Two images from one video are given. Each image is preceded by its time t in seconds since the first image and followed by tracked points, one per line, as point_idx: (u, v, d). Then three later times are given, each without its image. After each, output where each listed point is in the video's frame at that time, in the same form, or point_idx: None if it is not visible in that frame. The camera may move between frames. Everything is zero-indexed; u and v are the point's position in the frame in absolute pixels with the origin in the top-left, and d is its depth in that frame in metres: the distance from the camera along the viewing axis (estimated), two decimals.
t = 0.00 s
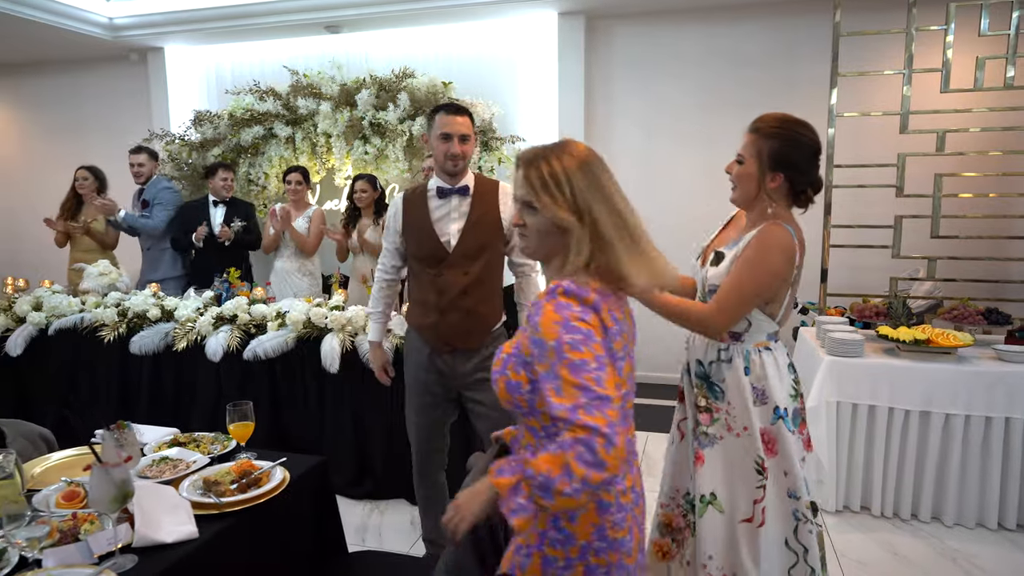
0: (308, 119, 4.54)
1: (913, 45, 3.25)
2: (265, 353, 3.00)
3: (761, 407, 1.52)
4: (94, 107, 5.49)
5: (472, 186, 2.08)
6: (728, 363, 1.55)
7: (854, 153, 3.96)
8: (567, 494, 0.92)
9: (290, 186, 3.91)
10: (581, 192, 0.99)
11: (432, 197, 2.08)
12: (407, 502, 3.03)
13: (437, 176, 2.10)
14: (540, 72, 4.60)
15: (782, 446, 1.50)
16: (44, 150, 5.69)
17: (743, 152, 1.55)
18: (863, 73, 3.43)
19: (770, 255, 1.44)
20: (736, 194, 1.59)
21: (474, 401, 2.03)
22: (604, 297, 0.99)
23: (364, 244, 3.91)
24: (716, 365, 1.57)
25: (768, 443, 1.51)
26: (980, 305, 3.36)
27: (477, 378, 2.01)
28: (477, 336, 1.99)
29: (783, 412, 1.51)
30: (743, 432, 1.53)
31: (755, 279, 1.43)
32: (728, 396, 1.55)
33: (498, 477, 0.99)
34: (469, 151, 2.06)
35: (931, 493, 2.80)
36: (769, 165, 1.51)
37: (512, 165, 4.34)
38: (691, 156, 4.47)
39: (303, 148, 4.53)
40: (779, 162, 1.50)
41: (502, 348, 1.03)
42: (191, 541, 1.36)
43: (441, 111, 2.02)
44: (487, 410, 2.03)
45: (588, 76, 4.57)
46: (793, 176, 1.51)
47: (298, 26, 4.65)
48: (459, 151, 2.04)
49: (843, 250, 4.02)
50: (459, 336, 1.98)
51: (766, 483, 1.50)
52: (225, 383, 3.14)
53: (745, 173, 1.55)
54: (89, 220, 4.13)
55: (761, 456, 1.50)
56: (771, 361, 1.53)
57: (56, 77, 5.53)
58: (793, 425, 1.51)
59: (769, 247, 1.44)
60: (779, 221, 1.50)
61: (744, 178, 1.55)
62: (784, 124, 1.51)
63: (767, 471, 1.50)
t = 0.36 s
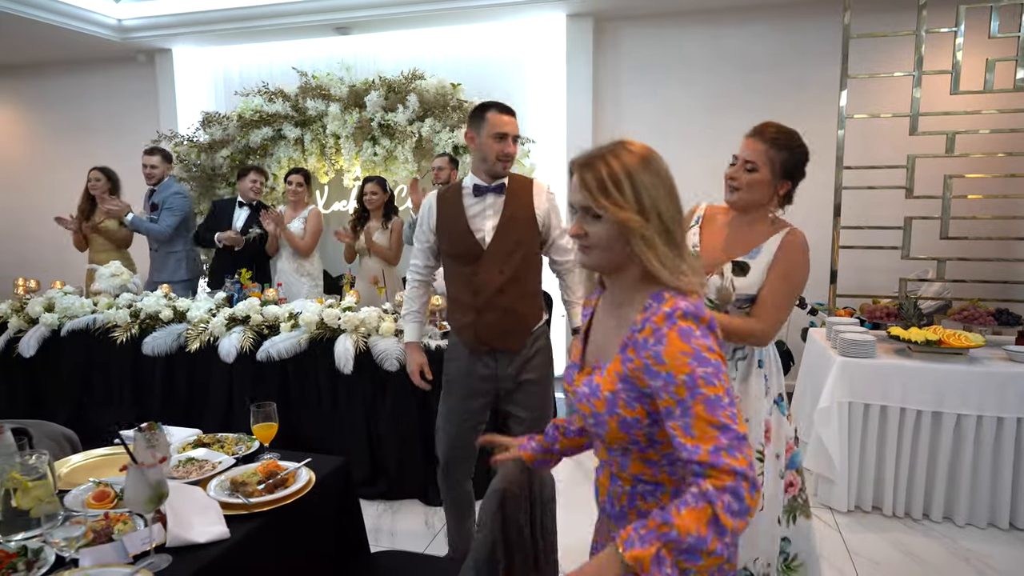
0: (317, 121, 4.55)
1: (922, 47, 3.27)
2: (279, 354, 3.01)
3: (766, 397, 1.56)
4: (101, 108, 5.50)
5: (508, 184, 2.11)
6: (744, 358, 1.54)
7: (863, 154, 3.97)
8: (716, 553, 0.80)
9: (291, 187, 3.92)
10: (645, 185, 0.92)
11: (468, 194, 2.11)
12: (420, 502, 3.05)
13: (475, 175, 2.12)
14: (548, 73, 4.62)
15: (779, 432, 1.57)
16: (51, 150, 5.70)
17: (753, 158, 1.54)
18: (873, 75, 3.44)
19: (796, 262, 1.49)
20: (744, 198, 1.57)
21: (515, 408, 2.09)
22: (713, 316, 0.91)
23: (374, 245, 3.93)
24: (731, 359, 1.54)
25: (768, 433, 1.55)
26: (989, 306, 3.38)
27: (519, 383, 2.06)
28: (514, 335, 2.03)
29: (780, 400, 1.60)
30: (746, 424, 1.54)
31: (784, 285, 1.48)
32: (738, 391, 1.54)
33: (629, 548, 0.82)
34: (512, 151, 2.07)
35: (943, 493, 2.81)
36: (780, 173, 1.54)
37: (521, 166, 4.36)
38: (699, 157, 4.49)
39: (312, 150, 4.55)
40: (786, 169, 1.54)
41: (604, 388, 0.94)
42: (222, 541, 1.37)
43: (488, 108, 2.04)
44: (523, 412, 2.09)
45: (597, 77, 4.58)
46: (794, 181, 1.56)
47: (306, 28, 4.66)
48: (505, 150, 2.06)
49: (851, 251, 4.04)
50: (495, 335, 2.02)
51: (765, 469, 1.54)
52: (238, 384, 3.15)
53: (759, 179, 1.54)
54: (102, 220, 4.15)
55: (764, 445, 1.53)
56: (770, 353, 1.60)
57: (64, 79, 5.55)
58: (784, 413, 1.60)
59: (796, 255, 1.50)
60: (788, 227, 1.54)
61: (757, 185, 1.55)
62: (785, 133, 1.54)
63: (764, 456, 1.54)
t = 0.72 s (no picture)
0: (321, 123, 4.56)
1: (926, 50, 3.28)
2: (287, 356, 3.04)
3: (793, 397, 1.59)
4: (105, 109, 5.50)
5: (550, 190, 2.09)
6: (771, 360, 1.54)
7: (865, 156, 3.99)
8: None
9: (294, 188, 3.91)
10: (664, 220, 0.81)
11: (507, 197, 2.09)
12: (427, 503, 3.07)
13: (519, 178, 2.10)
14: (552, 75, 4.63)
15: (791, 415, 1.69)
16: (55, 152, 5.71)
17: (734, 161, 1.57)
18: (877, 78, 3.46)
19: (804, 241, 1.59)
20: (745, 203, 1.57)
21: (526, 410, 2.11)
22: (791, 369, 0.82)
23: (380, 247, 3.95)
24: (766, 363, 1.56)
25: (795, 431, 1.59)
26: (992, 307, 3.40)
27: (533, 386, 2.09)
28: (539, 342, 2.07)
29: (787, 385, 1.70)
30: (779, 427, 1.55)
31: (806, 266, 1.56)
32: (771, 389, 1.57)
33: None
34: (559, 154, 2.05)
35: (947, 493, 2.82)
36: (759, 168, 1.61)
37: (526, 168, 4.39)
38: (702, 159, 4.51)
39: (316, 152, 4.55)
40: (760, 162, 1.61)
41: (674, 440, 0.89)
42: (240, 543, 1.38)
43: (538, 111, 2.02)
44: (536, 414, 2.11)
45: (601, 79, 4.60)
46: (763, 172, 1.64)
47: (311, 30, 4.67)
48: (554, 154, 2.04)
49: (854, 252, 4.06)
50: (522, 341, 2.05)
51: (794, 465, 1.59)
52: (244, 386, 3.16)
53: (750, 178, 1.57)
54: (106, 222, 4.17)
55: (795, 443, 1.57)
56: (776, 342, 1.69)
57: (68, 80, 5.55)
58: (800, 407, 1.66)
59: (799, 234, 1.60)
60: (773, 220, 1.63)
61: (749, 183, 1.57)
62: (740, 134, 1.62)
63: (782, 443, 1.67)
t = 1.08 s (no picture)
0: (320, 125, 4.56)
1: (925, 52, 3.29)
2: (286, 359, 3.03)
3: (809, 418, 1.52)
4: (104, 111, 5.49)
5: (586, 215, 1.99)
6: (780, 379, 1.50)
7: (864, 158, 4.00)
8: None
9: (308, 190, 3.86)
10: (597, 245, 0.80)
11: (542, 210, 2.01)
12: (426, 506, 3.07)
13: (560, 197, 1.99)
14: (551, 77, 4.64)
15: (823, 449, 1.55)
16: (52, 153, 5.70)
17: (735, 169, 1.54)
18: (876, 81, 3.46)
19: (813, 251, 1.46)
20: (740, 213, 1.54)
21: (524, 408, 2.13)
22: (736, 393, 0.79)
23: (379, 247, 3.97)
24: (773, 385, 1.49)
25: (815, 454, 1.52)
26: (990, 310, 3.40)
27: (532, 389, 2.10)
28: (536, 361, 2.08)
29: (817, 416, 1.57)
30: (798, 449, 1.49)
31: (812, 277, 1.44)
32: (781, 413, 1.49)
33: None
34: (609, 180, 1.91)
35: (946, 496, 2.83)
36: (766, 175, 1.54)
37: (525, 169, 4.40)
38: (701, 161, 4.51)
39: (315, 154, 4.54)
40: (772, 169, 1.53)
41: (618, 462, 0.89)
42: (241, 549, 1.39)
43: (593, 134, 1.86)
44: (535, 419, 2.12)
45: (600, 81, 4.60)
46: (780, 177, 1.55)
47: (310, 32, 4.67)
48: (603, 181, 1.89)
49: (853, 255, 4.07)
50: (521, 356, 2.06)
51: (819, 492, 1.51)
52: (243, 389, 3.16)
53: (747, 186, 1.53)
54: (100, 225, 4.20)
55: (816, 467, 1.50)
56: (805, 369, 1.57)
57: (67, 81, 5.54)
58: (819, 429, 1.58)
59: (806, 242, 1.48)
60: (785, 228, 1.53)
61: (746, 192, 1.53)
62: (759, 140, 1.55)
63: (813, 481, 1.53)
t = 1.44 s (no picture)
0: (311, 130, 4.55)
1: (914, 57, 3.28)
2: (273, 367, 3.01)
3: (762, 443, 1.49)
4: (96, 116, 5.48)
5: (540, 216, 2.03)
6: (727, 401, 1.50)
7: (855, 164, 3.99)
8: None
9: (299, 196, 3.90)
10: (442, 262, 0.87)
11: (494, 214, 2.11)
12: (413, 515, 3.05)
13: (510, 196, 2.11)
14: (542, 81, 4.63)
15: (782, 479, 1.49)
16: (44, 158, 5.69)
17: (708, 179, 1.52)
18: (865, 86, 3.45)
19: (772, 282, 1.38)
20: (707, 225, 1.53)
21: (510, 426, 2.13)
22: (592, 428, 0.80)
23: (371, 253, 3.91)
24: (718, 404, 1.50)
25: (767, 483, 1.47)
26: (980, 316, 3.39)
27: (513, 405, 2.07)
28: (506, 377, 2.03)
29: (779, 443, 1.51)
30: (743, 475, 1.47)
31: (759, 309, 1.37)
32: (726, 434, 1.49)
33: None
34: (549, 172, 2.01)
35: (934, 504, 2.82)
36: (738, 188, 1.48)
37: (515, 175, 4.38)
38: (693, 166, 4.51)
39: (306, 159, 4.55)
40: (745, 181, 1.47)
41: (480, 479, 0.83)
42: (210, 568, 1.38)
43: (531, 128, 1.98)
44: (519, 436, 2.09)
45: (591, 85, 4.59)
46: (759, 191, 1.48)
47: (300, 36, 4.66)
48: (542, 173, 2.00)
49: (844, 260, 4.06)
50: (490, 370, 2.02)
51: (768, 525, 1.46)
52: (230, 398, 3.15)
53: (714, 200, 1.51)
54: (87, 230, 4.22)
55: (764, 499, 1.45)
56: (767, 395, 1.52)
57: (59, 86, 5.53)
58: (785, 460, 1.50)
59: (768, 270, 1.38)
60: (760, 247, 1.45)
61: (713, 206, 1.51)
62: (750, 150, 1.48)
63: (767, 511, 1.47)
